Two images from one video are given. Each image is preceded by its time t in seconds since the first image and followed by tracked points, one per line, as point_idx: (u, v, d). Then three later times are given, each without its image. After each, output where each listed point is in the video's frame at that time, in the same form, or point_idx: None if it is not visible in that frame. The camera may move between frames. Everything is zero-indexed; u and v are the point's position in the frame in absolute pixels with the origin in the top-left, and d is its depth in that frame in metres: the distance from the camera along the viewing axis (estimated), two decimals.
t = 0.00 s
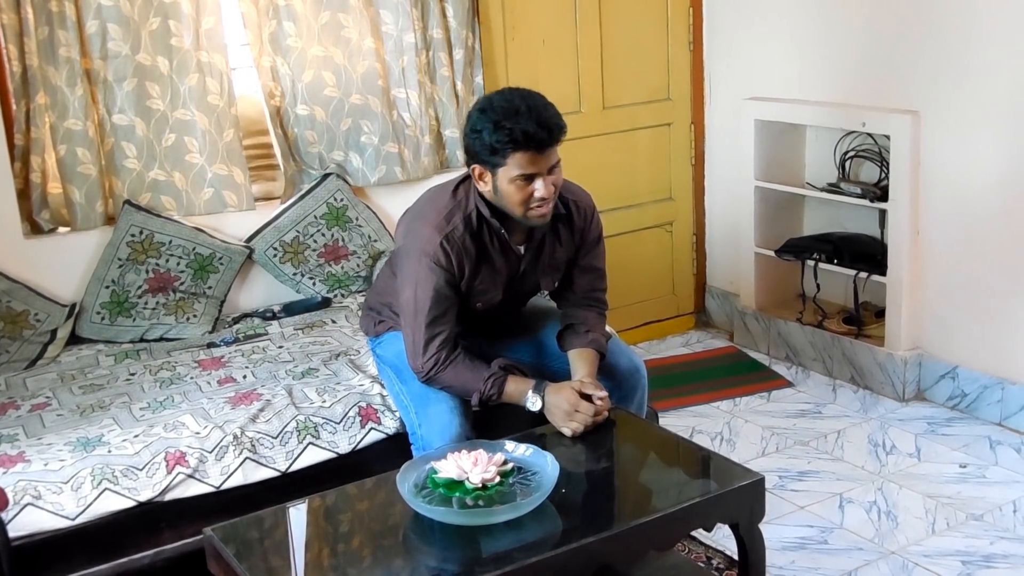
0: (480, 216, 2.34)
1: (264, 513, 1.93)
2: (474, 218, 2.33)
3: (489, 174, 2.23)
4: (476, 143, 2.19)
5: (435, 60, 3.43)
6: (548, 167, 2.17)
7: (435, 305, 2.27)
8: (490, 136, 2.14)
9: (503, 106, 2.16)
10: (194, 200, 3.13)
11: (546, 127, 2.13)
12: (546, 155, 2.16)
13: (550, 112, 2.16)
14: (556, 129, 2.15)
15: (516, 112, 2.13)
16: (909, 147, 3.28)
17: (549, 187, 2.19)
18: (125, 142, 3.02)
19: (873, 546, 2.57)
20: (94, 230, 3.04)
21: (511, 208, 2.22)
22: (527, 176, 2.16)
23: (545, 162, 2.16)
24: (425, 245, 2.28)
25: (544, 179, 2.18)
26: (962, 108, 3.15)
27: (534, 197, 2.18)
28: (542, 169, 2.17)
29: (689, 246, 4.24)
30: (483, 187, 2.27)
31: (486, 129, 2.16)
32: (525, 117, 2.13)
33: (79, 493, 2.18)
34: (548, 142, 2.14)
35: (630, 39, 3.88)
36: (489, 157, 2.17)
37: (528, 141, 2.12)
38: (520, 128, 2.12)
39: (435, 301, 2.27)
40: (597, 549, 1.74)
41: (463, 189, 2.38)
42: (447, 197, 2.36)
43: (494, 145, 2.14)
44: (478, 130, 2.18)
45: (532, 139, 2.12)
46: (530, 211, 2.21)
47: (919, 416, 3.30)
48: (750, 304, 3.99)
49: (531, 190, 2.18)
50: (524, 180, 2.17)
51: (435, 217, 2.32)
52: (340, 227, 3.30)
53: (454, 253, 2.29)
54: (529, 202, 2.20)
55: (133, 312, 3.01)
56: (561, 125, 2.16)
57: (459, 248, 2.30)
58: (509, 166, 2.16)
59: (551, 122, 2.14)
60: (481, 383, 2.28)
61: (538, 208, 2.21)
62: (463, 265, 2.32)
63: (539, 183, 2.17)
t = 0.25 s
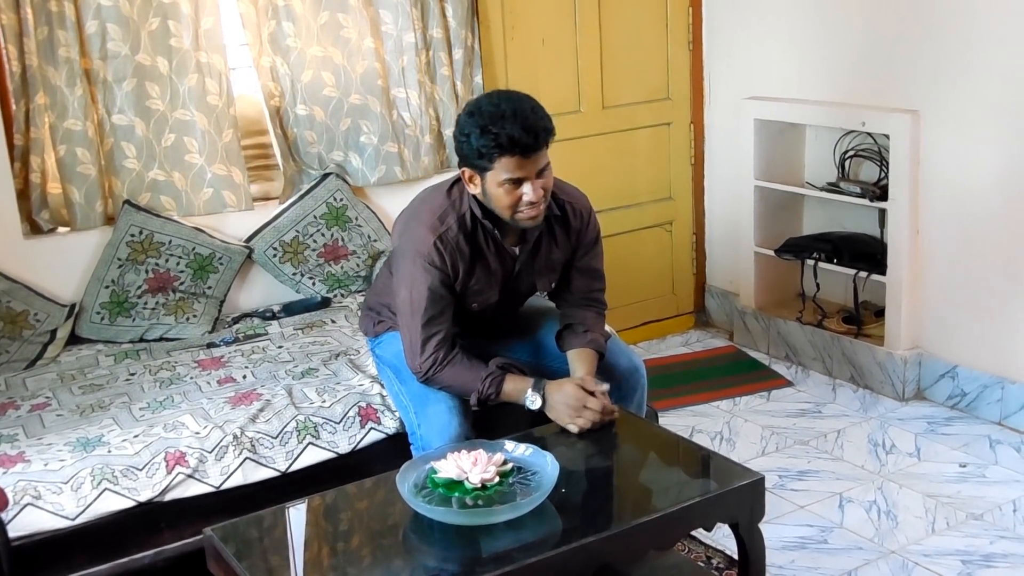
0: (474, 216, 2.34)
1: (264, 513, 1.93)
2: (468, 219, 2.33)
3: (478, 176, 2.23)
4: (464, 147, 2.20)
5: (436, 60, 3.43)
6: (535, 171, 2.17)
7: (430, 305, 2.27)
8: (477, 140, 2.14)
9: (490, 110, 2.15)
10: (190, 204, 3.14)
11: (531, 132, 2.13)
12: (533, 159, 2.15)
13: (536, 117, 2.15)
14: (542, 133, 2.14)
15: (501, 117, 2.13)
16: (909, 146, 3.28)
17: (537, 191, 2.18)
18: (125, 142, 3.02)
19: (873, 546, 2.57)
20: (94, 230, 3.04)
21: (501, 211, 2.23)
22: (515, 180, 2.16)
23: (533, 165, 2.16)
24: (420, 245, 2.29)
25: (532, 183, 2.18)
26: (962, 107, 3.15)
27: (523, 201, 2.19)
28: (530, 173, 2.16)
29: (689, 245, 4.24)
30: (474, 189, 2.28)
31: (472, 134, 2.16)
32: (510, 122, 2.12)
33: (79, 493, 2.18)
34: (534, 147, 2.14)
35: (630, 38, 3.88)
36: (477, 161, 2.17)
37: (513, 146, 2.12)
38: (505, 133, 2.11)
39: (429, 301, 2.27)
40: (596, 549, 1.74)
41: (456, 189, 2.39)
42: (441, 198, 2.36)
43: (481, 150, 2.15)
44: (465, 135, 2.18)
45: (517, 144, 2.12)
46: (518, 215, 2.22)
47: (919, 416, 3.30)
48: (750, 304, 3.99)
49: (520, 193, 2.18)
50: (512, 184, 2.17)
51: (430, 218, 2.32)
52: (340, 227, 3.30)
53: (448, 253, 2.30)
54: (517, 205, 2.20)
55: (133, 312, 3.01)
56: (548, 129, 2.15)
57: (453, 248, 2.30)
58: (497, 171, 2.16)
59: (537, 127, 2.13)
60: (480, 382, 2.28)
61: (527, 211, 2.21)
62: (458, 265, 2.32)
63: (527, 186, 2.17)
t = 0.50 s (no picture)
0: (471, 217, 2.34)
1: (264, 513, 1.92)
2: (466, 220, 2.33)
3: (474, 177, 2.23)
4: (460, 147, 2.20)
5: (437, 60, 3.43)
6: (531, 173, 2.17)
7: (428, 305, 2.27)
8: (473, 141, 2.14)
9: (486, 111, 2.16)
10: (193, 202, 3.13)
11: (527, 134, 2.12)
12: (529, 161, 2.15)
13: (531, 119, 2.14)
14: (538, 135, 2.14)
15: (497, 119, 2.13)
16: (909, 147, 3.28)
17: (532, 193, 2.18)
18: (125, 142, 3.02)
19: (873, 546, 2.57)
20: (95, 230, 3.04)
21: (496, 212, 2.23)
22: (511, 181, 2.16)
23: (528, 167, 2.16)
24: (417, 246, 2.29)
25: (528, 184, 2.18)
26: (963, 108, 3.15)
27: (518, 202, 2.19)
28: (525, 174, 2.16)
29: (689, 246, 4.24)
30: (470, 189, 2.28)
31: (469, 135, 2.16)
32: (505, 124, 2.12)
33: (79, 493, 2.18)
34: (530, 149, 2.13)
35: (630, 39, 3.88)
36: (474, 161, 2.18)
37: (509, 147, 2.12)
38: (501, 135, 2.11)
39: (427, 301, 2.27)
40: (597, 549, 1.74)
41: (454, 190, 2.39)
42: (439, 198, 2.36)
43: (477, 151, 2.15)
44: (462, 135, 2.18)
45: (512, 145, 2.12)
46: (514, 216, 2.22)
47: (919, 417, 3.30)
48: (750, 305, 3.99)
49: (515, 194, 2.18)
50: (508, 185, 2.17)
51: (427, 219, 2.32)
52: (340, 228, 3.30)
53: (446, 254, 2.30)
54: (513, 207, 2.20)
55: (134, 312, 3.01)
56: (544, 131, 2.15)
57: (450, 249, 2.30)
58: (493, 172, 2.16)
59: (533, 128, 2.13)
60: (480, 382, 2.28)
61: (523, 213, 2.21)
62: (455, 265, 2.32)
63: (523, 188, 2.17)
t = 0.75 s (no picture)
0: (473, 217, 2.34)
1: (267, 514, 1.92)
2: (468, 219, 2.34)
3: (477, 175, 2.23)
4: (464, 144, 2.20)
5: (439, 61, 3.43)
6: (533, 172, 2.17)
7: (430, 306, 2.27)
8: (476, 139, 2.15)
9: (491, 109, 2.16)
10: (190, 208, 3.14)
11: (531, 133, 2.13)
12: (532, 160, 2.15)
13: (536, 118, 2.15)
14: (541, 134, 2.14)
15: (502, 116, 2.13)
16: (912, 148, 3.28)
17: (534, 192, 2.18)
18: (128, 143, 3.02)
19: (876, 547, 2.57)
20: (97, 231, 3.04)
21: (498, 211, 2.23)
22: (513, 179, 2.16)
23: (531, 167, 2.16)
24: (420, 246, 2.29)
25: (530, 184, 2.17)
26: (966, 109, 3.14)
27: (520, 202, 2.19)
28: (527, 174, 2.16)
29: (691, 247, 4.24)
30: (472, 187, 2.28)
31: (473, 132, 2.16)
32: (509, 122, 2.12)
33: (82, 494, 2.18)
34: (533, 148, 2.13)
35: (632, 39, 3.88)
36: (477, 159, 2.18)
37: (512, 146, 2.12)
38: (505, 133, 2.11)
39: (430, 302, 2.27)
40: (600, 551, 1.73)
41: (455, 191, 2.39)
42: (440, 199, 2.37)
43: (481, 148, 2.15)
44: (466, 132, 2.18)
45: (516, 144, 2.12)
46: (515, 215, 2.21)
47: (922, 418, 3.30)
48: (753, 305, 3.99)
49: (517, 194, 2.18)
50: (510, 184, 2.17)
51: (430, 219, 2.33)
52: (343, 229, 3.30)
53: (448, 254, 2.30)
54: (515, 206, 2.20)
55: (137, 313, 3.01)
56: (547, 130, 2.15)
57: (453, 249, 2.30)
58: (496, 170, 2.16)
59: (536, 128, 2.13)
60: (484, 383, 2.28)
61: (524, 212, 2.20)
62: (458, 266, 2.32)
63: (525, 187, 2.17)
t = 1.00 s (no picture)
0: (477, 215, 2.35)
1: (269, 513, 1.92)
2: (471, 217, 2.34)
3: (481, 168, 2.23)
4: (470, 135, 2.19)
5: (441, 61, 3.43)
6: (537, 169, 2.17)
7: (433, 304, 2.27)
8: (484, 131, 2.15)
9: (501, 102, 2.16)
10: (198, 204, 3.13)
11: (539, 129, 2.13)
12: (537, 156, 2.15)
13: (544, 114, 2.15)
14: (549, 131, 2.14)
15: (511, 110, 2.13)
16: (915, 148, 3.28)
17: (537, 189, 2.18)
18: (130, 143, 3.02)
19: (878, 547, 2.56)
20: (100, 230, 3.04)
21: (499, 205, 2.23)
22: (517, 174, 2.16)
23: (536, 163, 2.16)
24: (423, 245, 2.29)
25: (533, 180, 2.18)
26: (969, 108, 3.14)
27: (522, 198, 2.19)
28: (531, 170, 2.16)
29: (694, 246, 4.23)
30: (476, 180, 2.28)
31: (481, 124, 2.16)
32: (517, 117, 2.12)
33: (85, 493, 2.18)
34: (540, 144, 2.14)
35: (635, 39, 3.87)
36: (482, 151, 2.18)
37: (519, 141, 2.12)
38: (513, 127, 2.11)
39: (433, 300, 2.27)
40: (602, 550, 1.73)
41: (459, 189, 2.40)
42: (444, 197, 2.37)
43: (488, 141, 2.15)
44: (474, 124, 2.18)
45: (523, 139, 2.12)
46: (517, 211, 2.22)
47: (924, 417, 3.30)
48: (755, 305, 3.99)
49: (520, 189, 2.18)
50: (514, 179, 2.17)
51: (433, 217, 2.33)
52: (345, 228, 3.30)
53: (451, 253, 2.30)
54: (517, 201, 2.20)
55: (139, 312, 3.01)
56: (555, 128, 2.15)
57: (456, 247, 2.30)
58: (501, 163, 2.16)
59: (544, 125, 2.13)
60: (486, 383, 2.28)
61: (525, 208, 2.20)
62: (461, 264, 2.32)
63: (528, 183, 2.17)
